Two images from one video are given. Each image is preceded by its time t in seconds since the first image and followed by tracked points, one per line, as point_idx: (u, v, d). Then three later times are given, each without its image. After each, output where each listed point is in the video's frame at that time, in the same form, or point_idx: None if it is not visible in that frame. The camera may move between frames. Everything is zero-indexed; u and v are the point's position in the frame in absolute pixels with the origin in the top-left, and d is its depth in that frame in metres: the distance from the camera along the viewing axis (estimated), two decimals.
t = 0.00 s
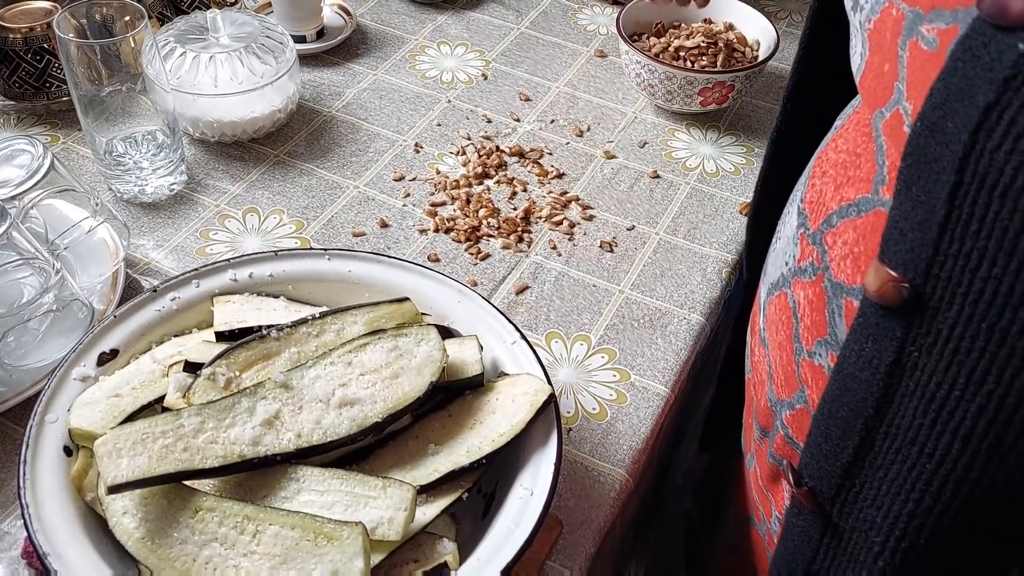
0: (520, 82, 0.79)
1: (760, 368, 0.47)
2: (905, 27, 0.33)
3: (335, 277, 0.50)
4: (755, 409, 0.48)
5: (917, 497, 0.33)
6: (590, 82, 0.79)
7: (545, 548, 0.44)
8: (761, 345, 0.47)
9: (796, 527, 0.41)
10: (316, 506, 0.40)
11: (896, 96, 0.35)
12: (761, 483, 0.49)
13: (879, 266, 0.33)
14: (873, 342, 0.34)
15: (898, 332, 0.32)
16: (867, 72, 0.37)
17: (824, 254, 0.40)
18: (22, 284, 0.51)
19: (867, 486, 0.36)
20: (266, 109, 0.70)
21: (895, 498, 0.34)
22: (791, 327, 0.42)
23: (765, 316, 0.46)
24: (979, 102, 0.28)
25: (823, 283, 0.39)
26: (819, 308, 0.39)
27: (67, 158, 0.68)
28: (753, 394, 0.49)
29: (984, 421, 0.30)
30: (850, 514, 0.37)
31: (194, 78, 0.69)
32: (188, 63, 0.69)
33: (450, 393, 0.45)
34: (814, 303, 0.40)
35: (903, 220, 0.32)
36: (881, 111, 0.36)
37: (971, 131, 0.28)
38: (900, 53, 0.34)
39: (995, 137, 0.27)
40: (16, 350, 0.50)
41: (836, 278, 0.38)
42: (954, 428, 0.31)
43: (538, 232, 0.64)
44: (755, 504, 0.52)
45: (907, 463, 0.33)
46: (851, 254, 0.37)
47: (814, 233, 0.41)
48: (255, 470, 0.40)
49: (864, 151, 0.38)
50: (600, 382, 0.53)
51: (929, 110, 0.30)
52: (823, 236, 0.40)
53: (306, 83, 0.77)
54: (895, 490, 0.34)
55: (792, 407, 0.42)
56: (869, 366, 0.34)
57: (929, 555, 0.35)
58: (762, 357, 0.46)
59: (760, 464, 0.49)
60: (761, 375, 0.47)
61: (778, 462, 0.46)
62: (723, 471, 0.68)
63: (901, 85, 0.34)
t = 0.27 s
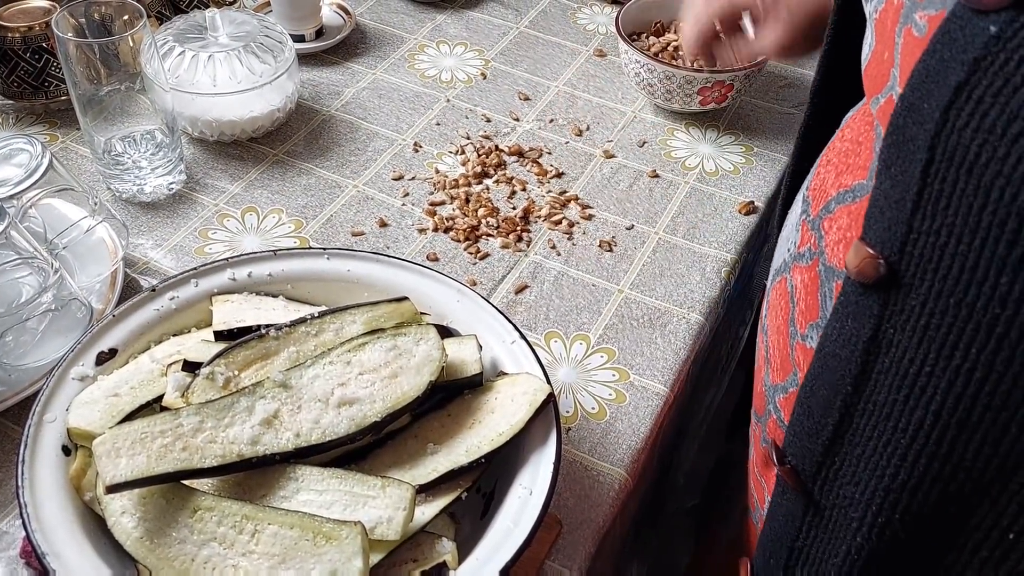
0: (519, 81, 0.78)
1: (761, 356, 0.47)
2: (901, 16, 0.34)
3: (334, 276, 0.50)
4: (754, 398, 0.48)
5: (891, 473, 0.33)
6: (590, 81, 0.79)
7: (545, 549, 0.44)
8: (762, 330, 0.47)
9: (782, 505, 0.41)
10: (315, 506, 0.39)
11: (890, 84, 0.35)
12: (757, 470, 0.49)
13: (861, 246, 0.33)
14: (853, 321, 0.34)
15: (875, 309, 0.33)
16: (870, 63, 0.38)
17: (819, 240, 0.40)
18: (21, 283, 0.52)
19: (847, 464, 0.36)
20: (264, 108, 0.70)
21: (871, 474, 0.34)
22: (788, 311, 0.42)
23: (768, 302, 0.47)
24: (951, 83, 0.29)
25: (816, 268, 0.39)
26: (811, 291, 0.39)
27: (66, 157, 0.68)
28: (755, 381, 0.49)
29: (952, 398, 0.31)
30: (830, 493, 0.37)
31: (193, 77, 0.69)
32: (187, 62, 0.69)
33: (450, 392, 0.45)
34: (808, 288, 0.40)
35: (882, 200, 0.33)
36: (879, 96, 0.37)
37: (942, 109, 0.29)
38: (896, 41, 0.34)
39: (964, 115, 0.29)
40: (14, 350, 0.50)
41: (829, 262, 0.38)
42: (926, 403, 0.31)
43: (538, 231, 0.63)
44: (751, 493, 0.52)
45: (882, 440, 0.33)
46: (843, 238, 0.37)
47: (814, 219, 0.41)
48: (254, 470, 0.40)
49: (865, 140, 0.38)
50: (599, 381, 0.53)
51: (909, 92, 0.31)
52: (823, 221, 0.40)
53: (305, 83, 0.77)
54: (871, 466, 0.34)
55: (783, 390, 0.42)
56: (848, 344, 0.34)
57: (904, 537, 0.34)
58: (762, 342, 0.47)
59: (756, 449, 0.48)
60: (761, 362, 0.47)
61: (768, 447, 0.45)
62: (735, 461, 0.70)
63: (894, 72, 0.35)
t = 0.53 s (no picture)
0: (519, 81, 0.79)
1: (762, 359, 0.47)
2: (909, 21, 0.34)
3: (333, 277, 0.50)
4: (756, 402, 0.48)
5: (898, 480, 0.33)
6: (589, 82, 0.79)
7: (544, 548, 0.44)
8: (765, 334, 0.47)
9: (792, 507, 0.41)
10: (315, 506, 0.39)
11: (899, 87, 0.35)
12: (757, 474, 0.49)
13: (871, 250, 0.33)
14: (864, 325, 0.34)
15: (885, 314, 0.33)
16: (877, 67, 0.38)
17: (826, 243, 0.39)
18: (20, 283, 0.51)
19: (854, 469, 0.36)
20: (264, 108, 0.70)
21: (879, 480, 0.34)
22: (792, 316, 0.42)
23: (771, 306, 0.46)
24: (963, 86, 0.29)
25: (823, 272, 0.39)
26: (818, 296, 0.39)
27: (66, 157, 0.68)
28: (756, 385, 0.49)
29: (963, 403, 0.31)
30: (838, 497, 0.37)
31: (193, 78, 0.69)
32: (187, 62, 0.69)
33: (449, 393, 0.45)
34: (815, 292, 0.40)
35: (892, 203, 0.32)
36: (888, 100, 0.36)
37: (955, 113, 0.29)
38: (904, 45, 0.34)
39: (976, 119, 0.29)
40: (14, 350, 0.50)
41: (836, 265, 0.38)
42: (936, 409, 0.31)
43: (537, 231, 0.64)
44: (752, 498, 0.52)
45: (891, 446, 0.34)
46: (851, 242, 0.37)
47: (819, 223, 0.41)
48: (254, 469, 0.40)
49: (872, 143, 0.38)
50: (599, 382, 0.53)
51: (918, 95, 0.31)
52: (828, 225, 0.40)
53: (305, 83, 0.77)
54: (879, 472, 0.34)
55: (788, 395, 0.42)
56: (858, 348, 0.34)
57: (911, 542, 0.34)
58: (765, 347, 0.46)
59: (757, 455, 0.48)
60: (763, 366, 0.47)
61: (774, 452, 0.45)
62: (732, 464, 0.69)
63: (903, 75, 0.35)
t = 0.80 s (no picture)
0: (518, 81, 0.79)
1: (768, 367, 0.47)
2: (913, 29, 0.34)
3: (332, 277, 0.50)
4: (762, 410, 0.48)
5: (915, 493, 0.34)
6: (589, 82, 0.79)
7: (543, 548, 0.44)
8: (769, 342, 0.47)
9: (797, 523, 0.41)
10: (315, 506, 0.39)
11: (905, 96, 0.35)
12: (762, 483, 0.49)
13: (883, 261, 0.33)
14: (876, 337, 0.34)
15: (898, 326, 0.32)
16: (879, 74, 0.38)
17: (832, 251, 0.39)
18: (20, 283, 0.51)
19: (868, 482, 0.36)
20: (264, 108, 0.70)
21: (894, 493, 0.35)
22: (799, 324, 0.42)
23: (774, 315, 0.47)
24: (980, 95, 0.28)
25: (831, 280, 0.39)
26: (826, 305, 0.39)
27: (66, 157, 0.68)
28: (761, 391, 0.49)
29: (981, 417, 0.31)
30: (851, 511, 0.37)
31: (193, 77, 0.69)
32: (186, 62, 0.69)
33: (448, 393, 0.45)
34: (822, 301, 0.40)
35: (905, 215, 0.32)
36: (892, 109, 0.36)
37: (973, 123, 0.29)
38: (909, 54, 0.34)
39: (995, 130, 0.28)
40: (13, 349, 0.50)
41: (843, 273, 0.38)
42: (953, 423, 0.32)
43: (537, 231, 0.64)
44: (758, 504, 0.52)
45: (906, 460, 0.34)
46: (859, 250, 0.37)
47: (824, 231, 0.41)
48: (253, 469, 0.40)
49: (877, 150, 0.38)
50: (598, 382, 0.53)
51: (934, 104, 0.30)
52: (833, 233, 0.40)
53: (305, 83, 0.77)
54: (894, 486, 0.35)
55: (796, 404, 0.42)
56: (871, 360, 0.34)
57: (926, 551, 0.35)
58: (770, 355, 0.46)
59: (762, 464, 0.49)
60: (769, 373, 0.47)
61: (780, 461, 0.45)
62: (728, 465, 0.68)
63: (911, 85, 0.35)
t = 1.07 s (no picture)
0: (517, 82, 0.79)
1: (765, 372, 0.47)
2: (907, 34, 0.34)
3: (331, 278, 0.50)
4: (760, 414, 0.48)
5: (922, 499, 0.34)
6: (587, 82, 0.79)
7: (542, 549, 0.44)
8: (766, 347, 0.47)
9: (799, 532, 0.41)
10: (313, 507, 0.40)
11: (900, 102, 0.35)
12: (763, 487, 0.49)
13: (886, 268, 0.33)
14: (879, 344, 0.34)
15: (903, 333, 0.32)
16: (871, 79, 0.38)
17: (830, 257, 0.39)
18: (18, 284, 0.51)
19: (873, 490, 0.36)
20: (263, 109, 0.70)
21: (902, 500, 0.35)
22: (798, 330, 0.42)
23: (770, 321, 0.46)
24: (983, 102, 0.28)
25: (829, 286, 0.39)
26: (826, 310, 0.39)
27: (64, 158, 0.68)
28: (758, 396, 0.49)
29: (990, 423, 0.31)
30: (856, 519, 0.37)
31: (191, 79, 0.70)
32: (185, 63, 0.70)
33: (446, 394, 0.45)
34: (821, 306, 0.40)
35: (906, 220, 0.32)
36: (886, 117, 0.36)
37: (976, 130, 0.29)
38: (902, 61, 0.34)
39: (999, 137, 0.28)
40: (12, 350, 0.50)
41: (843, 279, 0.38)
42: (961, 430, 0.32)
43: (535, 232, 0.64)
44: (757, 510, 0.52)
45: (913, 467, 0.34)
46: (859, 256, 0.37)
47: (820, 236, 0.41)
48: (252, 470, 0.40)
49: (873, 155, 0.38)
50: (597, 382, 0.53)
51: (934, 110, 0.30)
52: (830, 239, 0.40)
53: (304, 84, 0.77)
54: (901, 493, 0.35)
55: (796, 410, 0.42)
56: (874, 368, 0.34)
57: (933, 555, 0.36)
58: (768, 360, 0.46)
59: (762, 469, 0.49)
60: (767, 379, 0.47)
61: (782, 467, 0.45)
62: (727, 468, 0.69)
63: (906, 91, 0.35)
